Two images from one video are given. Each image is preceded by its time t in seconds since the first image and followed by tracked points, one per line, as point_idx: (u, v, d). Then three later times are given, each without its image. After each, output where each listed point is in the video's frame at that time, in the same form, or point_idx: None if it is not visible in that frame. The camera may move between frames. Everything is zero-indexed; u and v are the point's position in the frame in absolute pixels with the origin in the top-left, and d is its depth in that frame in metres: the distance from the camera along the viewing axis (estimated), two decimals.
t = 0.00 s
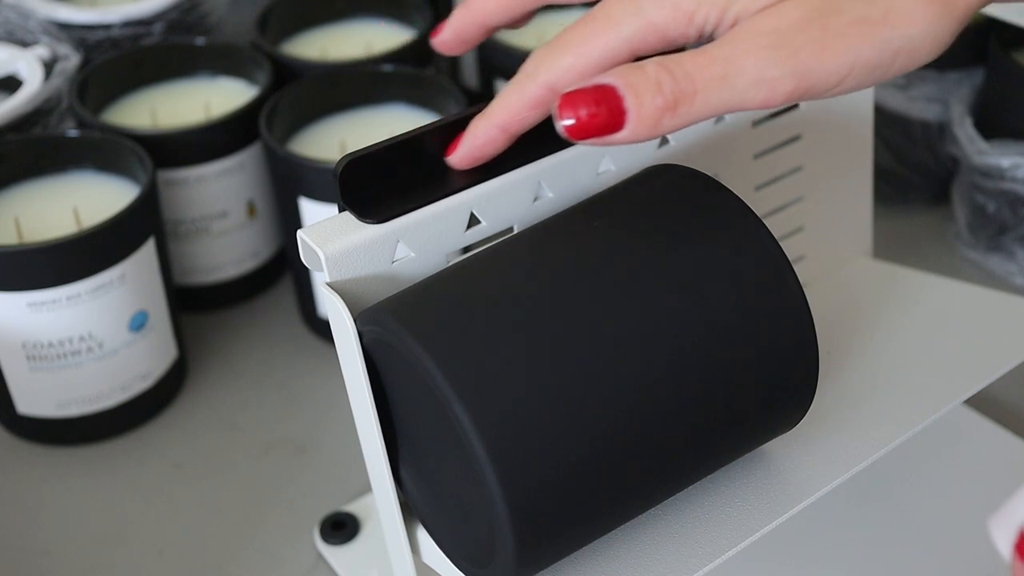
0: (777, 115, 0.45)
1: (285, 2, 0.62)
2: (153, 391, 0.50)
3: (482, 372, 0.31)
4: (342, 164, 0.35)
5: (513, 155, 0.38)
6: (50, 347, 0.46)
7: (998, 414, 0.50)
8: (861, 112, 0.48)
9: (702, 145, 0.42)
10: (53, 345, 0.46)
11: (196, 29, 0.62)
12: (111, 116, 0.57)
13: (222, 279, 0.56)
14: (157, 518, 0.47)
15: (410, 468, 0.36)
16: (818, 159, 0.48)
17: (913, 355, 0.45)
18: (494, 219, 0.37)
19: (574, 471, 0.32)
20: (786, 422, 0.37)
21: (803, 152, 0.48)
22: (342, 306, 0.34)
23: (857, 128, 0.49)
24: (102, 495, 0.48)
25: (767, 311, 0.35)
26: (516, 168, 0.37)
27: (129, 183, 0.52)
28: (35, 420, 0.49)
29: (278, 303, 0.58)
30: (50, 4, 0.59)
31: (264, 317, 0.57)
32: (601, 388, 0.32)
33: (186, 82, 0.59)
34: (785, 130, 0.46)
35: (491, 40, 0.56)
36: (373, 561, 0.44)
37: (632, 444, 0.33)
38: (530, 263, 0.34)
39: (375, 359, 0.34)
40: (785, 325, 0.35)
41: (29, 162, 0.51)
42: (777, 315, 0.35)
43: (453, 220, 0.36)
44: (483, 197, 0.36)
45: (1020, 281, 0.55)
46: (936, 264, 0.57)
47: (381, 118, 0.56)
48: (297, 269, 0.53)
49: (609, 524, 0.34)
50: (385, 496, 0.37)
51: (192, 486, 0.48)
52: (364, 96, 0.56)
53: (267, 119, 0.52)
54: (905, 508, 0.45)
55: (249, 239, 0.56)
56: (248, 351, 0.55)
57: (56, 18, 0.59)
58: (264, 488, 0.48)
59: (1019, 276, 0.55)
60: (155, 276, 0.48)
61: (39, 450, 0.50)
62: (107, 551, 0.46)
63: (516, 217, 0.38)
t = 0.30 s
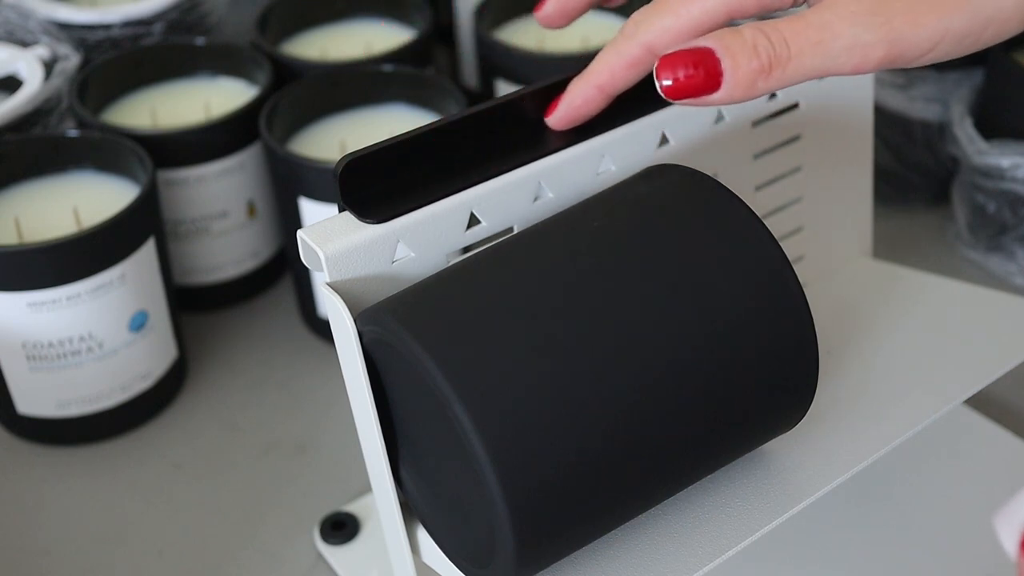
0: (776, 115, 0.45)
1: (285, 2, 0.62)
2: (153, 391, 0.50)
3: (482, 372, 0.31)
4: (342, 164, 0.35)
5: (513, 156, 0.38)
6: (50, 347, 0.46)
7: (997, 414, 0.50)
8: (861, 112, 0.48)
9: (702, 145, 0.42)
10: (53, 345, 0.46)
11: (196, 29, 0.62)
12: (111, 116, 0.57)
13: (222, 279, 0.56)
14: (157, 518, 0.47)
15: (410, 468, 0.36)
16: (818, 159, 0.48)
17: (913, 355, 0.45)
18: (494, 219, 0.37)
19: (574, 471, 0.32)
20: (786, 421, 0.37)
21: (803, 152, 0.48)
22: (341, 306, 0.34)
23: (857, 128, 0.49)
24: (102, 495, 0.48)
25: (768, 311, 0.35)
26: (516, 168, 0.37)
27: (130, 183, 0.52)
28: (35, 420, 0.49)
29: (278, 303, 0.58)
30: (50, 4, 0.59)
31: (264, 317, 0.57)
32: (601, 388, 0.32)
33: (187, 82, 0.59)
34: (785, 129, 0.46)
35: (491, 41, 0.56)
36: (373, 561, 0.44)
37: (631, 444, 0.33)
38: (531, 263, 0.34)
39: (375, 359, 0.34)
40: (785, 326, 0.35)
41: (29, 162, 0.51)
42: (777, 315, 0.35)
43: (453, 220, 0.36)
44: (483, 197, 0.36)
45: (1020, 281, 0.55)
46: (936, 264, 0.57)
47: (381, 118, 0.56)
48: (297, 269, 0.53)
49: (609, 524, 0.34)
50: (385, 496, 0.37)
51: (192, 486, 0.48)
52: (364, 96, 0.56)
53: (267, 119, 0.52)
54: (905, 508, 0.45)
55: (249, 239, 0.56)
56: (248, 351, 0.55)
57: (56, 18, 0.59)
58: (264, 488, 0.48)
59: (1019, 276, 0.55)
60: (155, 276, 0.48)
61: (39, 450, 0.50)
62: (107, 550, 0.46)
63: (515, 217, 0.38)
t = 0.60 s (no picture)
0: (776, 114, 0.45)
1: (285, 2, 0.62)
2: (153, 390, 0.50)
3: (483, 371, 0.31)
4: (342, 165, 0.35)
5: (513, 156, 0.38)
6: (51, 347, 0.46)
7: (998, 413, 0.50)
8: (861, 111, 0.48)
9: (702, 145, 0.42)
10: (53, 345, 0.46)
11: (196, 29, 0.62)
12: (111, 116, 0.57)
13: (222, 279, 0.56)
14: (157, 518, 0.47)
15: (410, 468, 0.36)
16: (817, 158, 0.48)
17: (913, 355, 0.45)
18: (494, 219, 0.37)
19: (575, 472, 0.32)
20: (787, 419, 0.37)
21: (803, 151, 0.48)
22: (342, 306, 0.34)
23: (856, 128, 0.49)
24: (102, 495, 0.48)
25: (767, 309, 0.35)
26: (516, 167, 0.37)
27: (130, 183, 0.52)
28: (34, 420, 0.49)
29: (277, 303, 0.58)
30: (50, 4, 0.59)
31: (264, 317, 0.57)
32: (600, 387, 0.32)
33: (187, 82, 0.59)
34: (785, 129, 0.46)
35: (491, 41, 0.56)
36: (373, 561, 0.44)
37: (632, 444, 0.33)
38: (531, 263, 0.34)
39: (375, 359, 0.34)
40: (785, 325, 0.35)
41: (29, 162, 0.52)
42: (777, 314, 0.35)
43: (453, 220, 0.36)
44: (483, 197, 0.36)
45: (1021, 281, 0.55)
46: (937, 264, 0.57)
47: (381, 118, 0.56)
48: (297, 269, 0.53)
49: (609, 524, 0.34)
50: (385, 496, 0.37)
51: (192, 486, 0.48)
52: (364, 96, 0.56)
53: (268, 119, 0.52)
54: (905, 508, 0.45)
55: (249, 239, 0.56)
56: (249, 351, 0.55)
57: (56, 18, 0.59)
58: (263, 488, 0.48)
59: (1019, 276, 0.55)
60: (155, 276, 0.48)
61: (39, 450, 0.50)
62: (107, 550, 0.46)
63: (515, 217, 0.38)
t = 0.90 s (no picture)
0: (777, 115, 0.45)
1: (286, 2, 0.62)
2: (153, 390, 0.50)
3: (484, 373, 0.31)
4: (341, 167, 0.35)
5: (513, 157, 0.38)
6: (50, 347, 0.46)
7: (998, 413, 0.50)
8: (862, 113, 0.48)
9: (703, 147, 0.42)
10: (53, 345, 0.46)
11: (196, 28, 0.62)
12: (111, 116, 0.57)
13: (222, 279, 0.56)
14: (157, 518, 0.47)
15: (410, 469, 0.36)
16: (817, 158, 0.48)
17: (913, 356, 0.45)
18: (494, 219, 0.37)
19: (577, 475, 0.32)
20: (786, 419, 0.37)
21: (802, 152, 0.48)
22: (342, 307, 0.34)
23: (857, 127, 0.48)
24: (102, 495, 0.48)
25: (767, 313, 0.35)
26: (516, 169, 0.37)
27: (130, 183, 0.52)
28: (34, 420, 0.49)
29: (277, 303, 0.58)
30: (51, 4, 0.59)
31: (264, 317, 0.57)
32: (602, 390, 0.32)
33: (187, 82, 0.59)
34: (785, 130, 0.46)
35: (491, 41, 0.56)
36: (374, 561, 0.44)
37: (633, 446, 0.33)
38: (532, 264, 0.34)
39: (375, 359, 0.34)
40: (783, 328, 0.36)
41: (29, 162, 0.52)
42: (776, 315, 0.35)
43: (453, 221, 0.36)
44: (483, 198, 0.36)
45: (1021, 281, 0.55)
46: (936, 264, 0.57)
47: (382, 118, 0.56)
48: (297, 269, 0.53)
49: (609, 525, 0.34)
50: (385, 495, 0.37)
51: (192, 486, 0.48)
52: (365, 96, 0.56)
53: (267, 120, 0.52)
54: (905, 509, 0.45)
55: (249, 239, 0.56)
56: (249, 351, 0.55)
57: (56, 18, 0.59)
58: (263, 488, 0.48)
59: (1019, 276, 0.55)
60: (155, 277, 0.48)
61: (40, 450, 0.50)
62: (107, 550, 0.46)
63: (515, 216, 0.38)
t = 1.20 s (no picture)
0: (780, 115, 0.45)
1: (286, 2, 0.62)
2: (153, 391, 0.50)
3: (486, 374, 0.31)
4: (341, 165, 0.35)
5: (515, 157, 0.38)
6: (50, 347, 0.46)
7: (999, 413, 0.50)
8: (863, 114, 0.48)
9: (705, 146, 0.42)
10: (53, 345, 0.46)
11: (196, 28, 0.62)
12: (111, 116, 0.57)
13: (222, 279, 0.56)
14: (157, 519, 0.47)
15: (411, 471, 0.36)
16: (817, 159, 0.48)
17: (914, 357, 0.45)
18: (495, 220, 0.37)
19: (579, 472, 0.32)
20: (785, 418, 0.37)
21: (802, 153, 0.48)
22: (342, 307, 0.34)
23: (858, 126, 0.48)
24: (103, 495, 0.48)
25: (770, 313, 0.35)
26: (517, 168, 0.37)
27: (130, 183, 0.52)
28: (34, 420, 0.49)
29: (277, 303, 0.58)
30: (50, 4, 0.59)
31: (263, 317, 0.57)
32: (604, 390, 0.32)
33: (187, 82, 0.59)
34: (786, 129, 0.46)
35: (491, 41, 0.56)
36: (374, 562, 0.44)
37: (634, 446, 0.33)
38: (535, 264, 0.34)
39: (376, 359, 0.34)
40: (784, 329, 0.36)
41: (29, 162, 0.52)
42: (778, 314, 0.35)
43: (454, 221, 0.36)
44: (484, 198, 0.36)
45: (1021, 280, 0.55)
46: (936, 264, 0.57)
47: (382, 118, 0.56)
48: (297, 269, 0.53)
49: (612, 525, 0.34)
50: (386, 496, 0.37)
51: (192, 486, 0.48)
52: (365, 96, 0.56)
53: (268, 120, 0.52)
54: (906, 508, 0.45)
55: (249, 239, 0.56)
56: (249, 352, 0.55)
57: (56, 18, 0.59)
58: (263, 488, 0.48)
59: (1019, 276, 0.55)
60: (155, 276, 0.48)
61: (39, 450, 0.50)
62: (107, 551, 0.46)
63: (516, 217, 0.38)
